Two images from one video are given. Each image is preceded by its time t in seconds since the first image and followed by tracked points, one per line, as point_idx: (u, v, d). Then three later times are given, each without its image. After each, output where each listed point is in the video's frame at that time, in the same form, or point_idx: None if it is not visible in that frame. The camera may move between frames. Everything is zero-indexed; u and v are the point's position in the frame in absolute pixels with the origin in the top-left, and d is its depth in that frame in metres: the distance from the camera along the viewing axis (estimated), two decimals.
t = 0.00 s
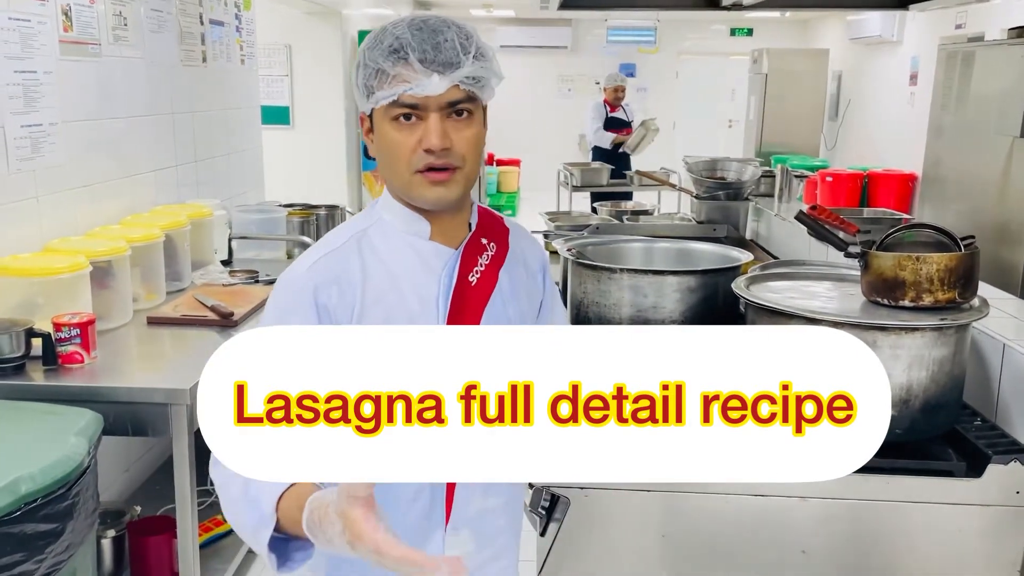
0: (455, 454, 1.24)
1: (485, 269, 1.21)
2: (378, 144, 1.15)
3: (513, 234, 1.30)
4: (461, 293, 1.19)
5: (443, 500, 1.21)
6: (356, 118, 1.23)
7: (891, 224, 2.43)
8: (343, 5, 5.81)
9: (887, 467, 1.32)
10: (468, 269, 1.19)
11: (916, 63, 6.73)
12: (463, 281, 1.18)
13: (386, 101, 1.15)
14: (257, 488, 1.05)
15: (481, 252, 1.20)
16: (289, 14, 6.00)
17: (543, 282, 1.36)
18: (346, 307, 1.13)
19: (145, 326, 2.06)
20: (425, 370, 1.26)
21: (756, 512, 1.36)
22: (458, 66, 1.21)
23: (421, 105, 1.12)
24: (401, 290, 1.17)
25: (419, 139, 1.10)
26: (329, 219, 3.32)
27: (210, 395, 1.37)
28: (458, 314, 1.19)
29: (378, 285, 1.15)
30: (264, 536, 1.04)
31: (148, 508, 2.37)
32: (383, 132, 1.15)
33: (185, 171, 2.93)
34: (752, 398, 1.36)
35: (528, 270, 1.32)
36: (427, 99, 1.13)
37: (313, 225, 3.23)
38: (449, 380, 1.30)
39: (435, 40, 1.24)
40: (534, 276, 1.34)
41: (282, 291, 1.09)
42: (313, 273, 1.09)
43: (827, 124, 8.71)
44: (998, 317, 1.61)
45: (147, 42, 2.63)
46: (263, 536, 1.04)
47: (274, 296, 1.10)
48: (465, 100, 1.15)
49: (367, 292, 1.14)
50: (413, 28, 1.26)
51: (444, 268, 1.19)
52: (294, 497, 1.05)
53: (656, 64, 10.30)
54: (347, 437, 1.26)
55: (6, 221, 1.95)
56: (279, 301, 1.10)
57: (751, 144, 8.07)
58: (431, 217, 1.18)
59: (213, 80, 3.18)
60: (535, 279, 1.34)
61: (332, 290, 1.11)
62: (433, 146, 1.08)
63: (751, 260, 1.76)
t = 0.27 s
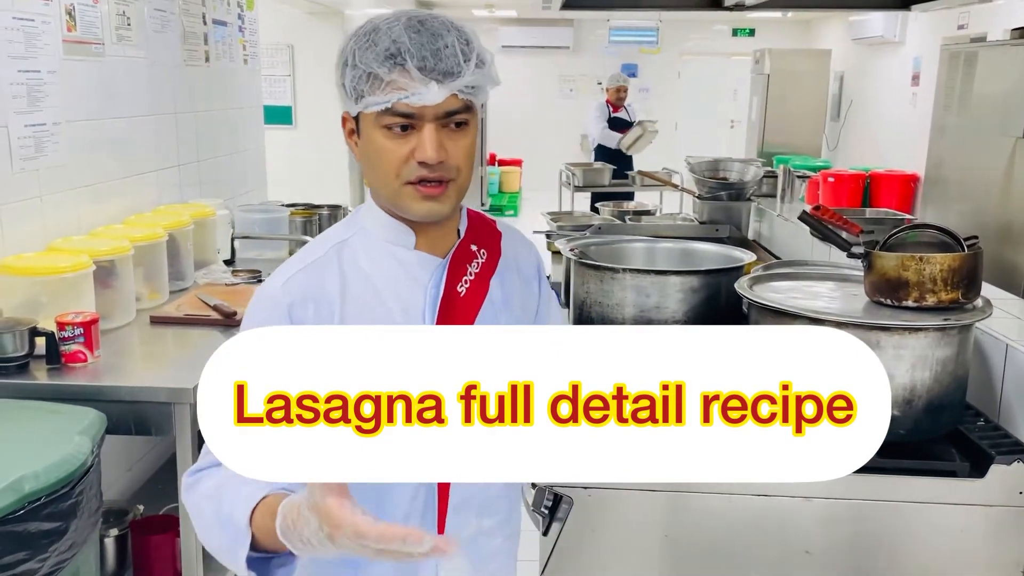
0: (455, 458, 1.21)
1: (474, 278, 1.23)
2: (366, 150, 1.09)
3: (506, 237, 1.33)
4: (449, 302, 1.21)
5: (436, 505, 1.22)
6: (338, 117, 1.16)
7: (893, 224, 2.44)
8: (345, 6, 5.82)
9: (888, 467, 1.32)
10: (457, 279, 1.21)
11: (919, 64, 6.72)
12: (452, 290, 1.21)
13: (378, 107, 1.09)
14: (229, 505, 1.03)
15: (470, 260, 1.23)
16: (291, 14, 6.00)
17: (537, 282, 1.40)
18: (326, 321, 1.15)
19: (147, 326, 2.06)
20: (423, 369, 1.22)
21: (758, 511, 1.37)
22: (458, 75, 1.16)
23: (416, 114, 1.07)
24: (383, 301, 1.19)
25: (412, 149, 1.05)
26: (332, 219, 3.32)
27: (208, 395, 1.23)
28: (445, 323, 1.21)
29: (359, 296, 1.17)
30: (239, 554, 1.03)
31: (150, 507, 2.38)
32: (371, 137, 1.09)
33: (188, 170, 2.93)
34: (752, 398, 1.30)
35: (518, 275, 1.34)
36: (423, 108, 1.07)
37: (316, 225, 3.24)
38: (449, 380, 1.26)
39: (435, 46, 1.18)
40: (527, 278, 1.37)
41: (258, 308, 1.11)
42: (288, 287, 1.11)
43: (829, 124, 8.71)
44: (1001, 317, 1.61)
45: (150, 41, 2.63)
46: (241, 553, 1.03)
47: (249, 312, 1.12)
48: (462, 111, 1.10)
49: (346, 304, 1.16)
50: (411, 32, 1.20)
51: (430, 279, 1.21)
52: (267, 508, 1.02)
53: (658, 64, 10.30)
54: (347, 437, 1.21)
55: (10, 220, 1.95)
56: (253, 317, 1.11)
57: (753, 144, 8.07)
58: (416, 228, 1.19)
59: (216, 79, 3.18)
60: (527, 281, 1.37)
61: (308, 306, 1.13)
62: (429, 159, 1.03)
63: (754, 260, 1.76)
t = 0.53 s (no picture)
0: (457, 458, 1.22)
1: (472, 290, 1.05)
2: (361, 154, 0.98)
3: (501, 243, 1.16)
4: (447, 318, 1.01)
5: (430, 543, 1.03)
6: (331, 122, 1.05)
7: (896, 226, 2.43)
8: (347, 6, 5.83)
9: (893, 468, 1.32)
10: (455, 291, 1.02)
11: (921, 65, 6.72)
12: (450, 304, 1.02)
13: (374, 108, 0.97)
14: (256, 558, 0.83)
15: (468, 270, 1.05)
16: (294, 14, 6.01)
17: (533, 290, 1.21)
18: (321, 346, 0.94)
19: (150, 327, 2.06)
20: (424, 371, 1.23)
21: (761, 513, 1.35)
22: (459, 73, 1.02)
23: (416, 114, 0.95)
24: (377, 318, 0.97)
25: (411, 151, 0.94)
26: (334, 219, 3.33)
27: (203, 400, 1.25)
28: (442, 345, 1.00)
29: (356, 315, 0.96)
30: None
31: (153, 507, 2.38)
32: (366, 140, 0.97)
33: (191, 171, 2.94)
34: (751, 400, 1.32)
35: (517, 288, 1.15)
36: (424, 108, 0.96)
37: (318, 226, 3.24)
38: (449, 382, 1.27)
39: (436, 40, 1.04)
40: (525, 288, 1.18)
41: (244, 327, 0.90)
42: (284, 303, 0.91)
43: (832, 125, 8.71)
44: (1004, 319, 1.61)
45: (153, 42, 2.63)
46: None
47: (232, 333, 0.92)
48: (465, 111, 1.00)
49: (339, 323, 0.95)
50: (408, 25, 1.05)
51: (427, 293, 1.01)
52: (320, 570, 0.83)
53: (660, 65, 10.30)
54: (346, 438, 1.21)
55: (14, 221, 1.95)
56: (236, 338, 0.91)
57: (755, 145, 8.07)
58: (414, 235, 1.01)
59: (219, 80, 3.18)
60: (525, 289, 1.18)
61: (304, 324, 0.92)
62: (431, 162, 0.93)
63: (756, 261, 1.76)
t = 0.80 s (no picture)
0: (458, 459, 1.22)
1: (474, 294, 1.05)
2: (349, 152, 0.99)
3: (501, 244, 1.17)
4: (451, 322, 1.01)
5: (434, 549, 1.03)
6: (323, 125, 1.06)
7: (899, 227, 2.43)
8: (350, 7, 5.83)
9: (895, 470, 1.31)
10: (457, 295, 1.03)
11: (924, 66, 6.71)
12: (453, 308, 1.02)
13: (357, 104, 0.98)
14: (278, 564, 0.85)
15: (470, 274, 1.05)
16: (296, 15, 6.01)
17: (531, 290, 1.22)
18: (324, 353, 0.93)
19: (153, 327, 2.06)
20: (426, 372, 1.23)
21: (765, 515, 1.34)
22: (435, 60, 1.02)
23: (398, 106, 0.96)
24: (380, 324, 0.97)
25: (396, 145, 0.94)
26: (337, 220, 3.33)
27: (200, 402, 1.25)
28: (445, 350, 1.00)
29: (359, 318, 0.95)
30: None
31: (155, 508, 2.38)
32: (353, 138, 0.98)
33: (193, 171, 2.94)
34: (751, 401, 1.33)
35: (516, 289, 1.17)
36: (404, 99, 0.96)
37: (321, 226, 3.25)
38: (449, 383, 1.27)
39: (411, 31, 1.04)
40: (523, 289, 1.19)
41: (246, 334, 0.89)
42: (287, 309, 0.90)
43: (834, 125, 8.70)
44: (1007, 321, 1.61)
45: (155, 43, 2.64)
46: None
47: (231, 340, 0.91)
48: (448, 100, 0.99)
49: (343, 329, 0.94)
50: (384, 18, 1.06)
51: (430, 295, 1.01)
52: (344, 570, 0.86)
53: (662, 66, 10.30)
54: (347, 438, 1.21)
55: (16, 222, 1.96)
56: (236, 345, 0.90)
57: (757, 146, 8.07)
58: (411, 233, 1.01)
59: (221, 80, 3.18)
60: (523, 290, 1.19)
61: (306, 331, 0.91)
62: (415, 153, 0.92)
63: (758, 262, 1.76)
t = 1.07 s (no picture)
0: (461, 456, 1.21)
1: (479, 288, 1.05)
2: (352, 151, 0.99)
3: (507, 241, 1.17)
4: (455, 316, 1.01)
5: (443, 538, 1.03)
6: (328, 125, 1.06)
7: (900, 227, 2.43)
8: (351, 7, 5.83)
9: (896, 471, 1.31)
10: (461, 290, 1.02)
11: (926, 66, 6.71)
12: (457, 302, 1.02)
13: (359, 102, 0.97)
14: (306, 541, 0.85)
15: (474, 269, 1.05)
16: (297, 16, 6.02)
17: (536, 287, 1.22)
18: (331, 347, 0.93)
19: (154, 327, 2.06)
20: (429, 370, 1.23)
21: (765, 515, 1.34)
22: (435, 58, 1.01)
23: (399, 104, 0.95)
24: (386, 318, 0.97)
25: (398, 142, 0.94)
26: (338, 220, 3.34)
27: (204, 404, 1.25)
28: (450, 344, 1.00)
29: (366, 311, 0.96)
30: None
31: (156, 508, 2.38)
32: (355, 135, 0.98)
33: (195, 171, 2.94)
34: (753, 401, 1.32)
35: (521, 286, 1.16)
36: (406, 96, 0.95)
37: (322, 226, 3.25)
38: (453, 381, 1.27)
39: (412, 29, 1.03)
40: (530, 286, 1.19)
41: (253, 329, 0.90)
42: (295, 303, 0.90)
43: (835, 126, 8.70)
44: (1009, 321, 1.61)
45: (157, 43, 2.64)
46: None
47: (238, 336, 0.91)
48: (449, 97, 0.99)
49: (348, 323, 0.94)
50: (385, 16, 1.05)
51: (435, 290, 1.02)
52: (373, 537, 0.86)
53: (663, 66, 10.30)
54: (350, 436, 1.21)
55: (18, 222, 1.96)
56: (243, 341, 0.90)
57: (758, 146, 8.06)
58: (415, 228, 1.01)
59: (223, 81, 3.19)
60: (530, 288, 1.19)
61: (313, 325, 0.92)
62: (418, 150, 0.93)
63: (760, 262, 1.76)
